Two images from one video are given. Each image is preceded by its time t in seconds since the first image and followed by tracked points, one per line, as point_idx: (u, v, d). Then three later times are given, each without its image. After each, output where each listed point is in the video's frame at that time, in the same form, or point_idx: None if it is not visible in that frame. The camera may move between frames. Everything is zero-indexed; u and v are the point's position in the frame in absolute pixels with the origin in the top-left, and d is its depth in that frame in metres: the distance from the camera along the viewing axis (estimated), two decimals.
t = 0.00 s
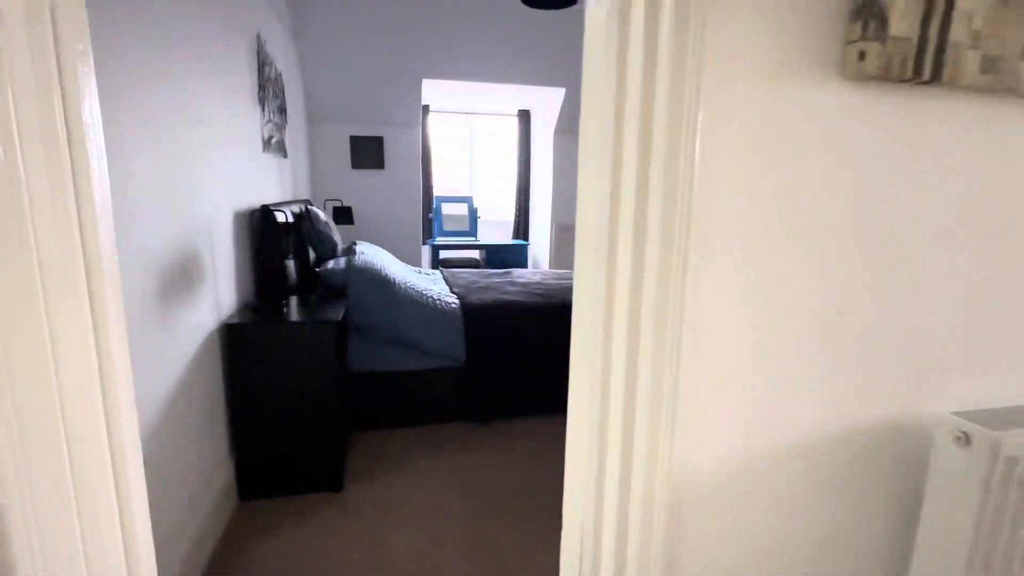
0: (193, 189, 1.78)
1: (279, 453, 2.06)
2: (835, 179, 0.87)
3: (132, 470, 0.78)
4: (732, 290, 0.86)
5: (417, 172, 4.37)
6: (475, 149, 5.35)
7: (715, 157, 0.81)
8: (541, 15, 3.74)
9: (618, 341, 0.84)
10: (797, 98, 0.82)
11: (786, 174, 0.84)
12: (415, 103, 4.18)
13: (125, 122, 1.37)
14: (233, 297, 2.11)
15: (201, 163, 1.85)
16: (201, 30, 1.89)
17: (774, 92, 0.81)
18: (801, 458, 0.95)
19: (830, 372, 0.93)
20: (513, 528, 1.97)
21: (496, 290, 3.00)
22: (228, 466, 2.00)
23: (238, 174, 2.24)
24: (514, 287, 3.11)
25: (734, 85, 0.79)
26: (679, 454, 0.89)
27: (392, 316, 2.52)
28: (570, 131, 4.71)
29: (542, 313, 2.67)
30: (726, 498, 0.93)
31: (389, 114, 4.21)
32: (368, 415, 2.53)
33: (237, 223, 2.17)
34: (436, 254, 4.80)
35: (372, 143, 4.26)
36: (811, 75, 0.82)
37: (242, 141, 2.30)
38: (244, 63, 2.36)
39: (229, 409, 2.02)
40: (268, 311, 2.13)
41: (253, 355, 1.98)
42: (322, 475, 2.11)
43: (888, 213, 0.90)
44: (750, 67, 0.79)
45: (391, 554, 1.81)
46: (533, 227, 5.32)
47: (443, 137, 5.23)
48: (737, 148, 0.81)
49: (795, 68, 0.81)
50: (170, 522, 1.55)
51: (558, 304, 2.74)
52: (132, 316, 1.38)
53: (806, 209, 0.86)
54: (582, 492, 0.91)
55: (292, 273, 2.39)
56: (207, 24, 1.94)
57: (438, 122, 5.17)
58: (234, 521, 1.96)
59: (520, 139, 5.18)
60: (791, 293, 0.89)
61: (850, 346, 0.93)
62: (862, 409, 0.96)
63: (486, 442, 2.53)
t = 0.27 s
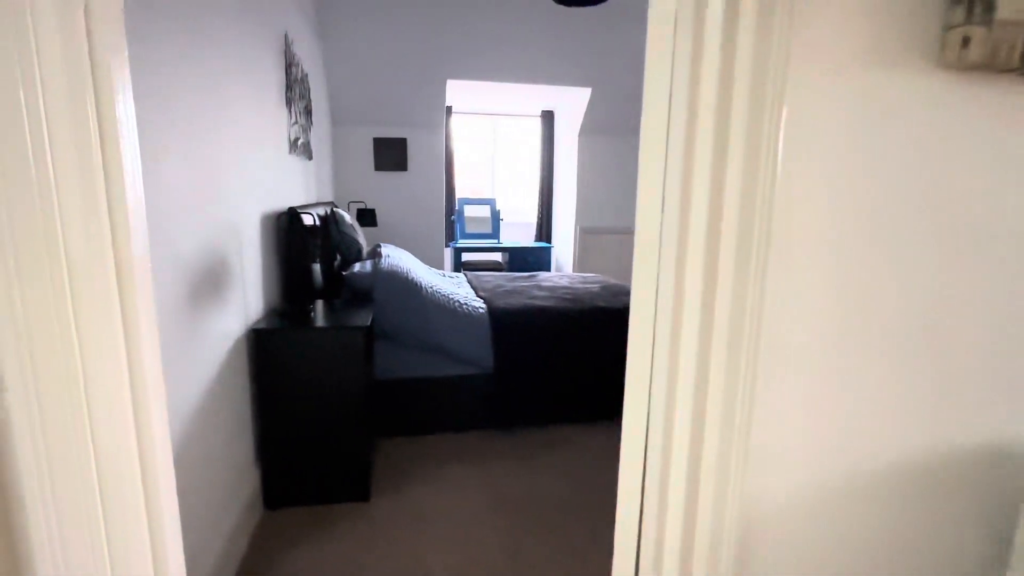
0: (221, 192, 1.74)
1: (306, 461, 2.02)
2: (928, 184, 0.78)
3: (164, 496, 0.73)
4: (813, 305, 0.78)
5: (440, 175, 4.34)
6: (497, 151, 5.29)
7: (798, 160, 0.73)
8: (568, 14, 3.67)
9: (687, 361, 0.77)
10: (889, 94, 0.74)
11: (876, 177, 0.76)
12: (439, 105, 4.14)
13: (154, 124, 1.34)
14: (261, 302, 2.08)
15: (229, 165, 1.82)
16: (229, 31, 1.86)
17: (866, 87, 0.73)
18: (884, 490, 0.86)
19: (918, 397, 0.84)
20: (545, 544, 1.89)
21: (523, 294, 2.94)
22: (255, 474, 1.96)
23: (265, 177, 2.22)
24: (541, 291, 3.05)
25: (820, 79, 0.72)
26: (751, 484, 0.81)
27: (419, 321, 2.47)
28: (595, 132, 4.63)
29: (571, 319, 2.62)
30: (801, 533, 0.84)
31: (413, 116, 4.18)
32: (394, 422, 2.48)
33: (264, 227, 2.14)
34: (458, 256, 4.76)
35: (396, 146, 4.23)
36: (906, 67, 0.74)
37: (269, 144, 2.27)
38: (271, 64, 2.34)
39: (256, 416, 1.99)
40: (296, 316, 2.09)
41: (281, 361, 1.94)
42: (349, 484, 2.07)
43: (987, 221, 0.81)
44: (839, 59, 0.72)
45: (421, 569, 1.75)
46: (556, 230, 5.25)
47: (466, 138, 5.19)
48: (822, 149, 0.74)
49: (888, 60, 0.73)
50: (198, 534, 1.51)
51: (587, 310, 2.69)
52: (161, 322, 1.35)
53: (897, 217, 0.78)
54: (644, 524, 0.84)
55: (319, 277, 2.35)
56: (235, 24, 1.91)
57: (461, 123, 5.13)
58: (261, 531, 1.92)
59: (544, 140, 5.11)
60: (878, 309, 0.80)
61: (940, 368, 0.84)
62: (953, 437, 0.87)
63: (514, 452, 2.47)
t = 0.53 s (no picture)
0: (237, 194, 1.69)
1: (321, 470, 1.96)
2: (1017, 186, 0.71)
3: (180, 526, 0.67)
4: (890, 320, 0.71)
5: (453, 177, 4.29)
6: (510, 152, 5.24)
7: (876, 161, 0.67)
8: (586, 13, 3.61)
9: (752, 380, 0.70)
10: (977, 89, 0.67)
11: (959, 180, 0.69)
12: (453, 106, 4.09)
13: (171, 123, 1.29)
14: (275, 306, 2.03)
15: (244, 166, 1.77)
16: (247, 29, 1.81)
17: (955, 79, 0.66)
18: (962, 521, 0.79)
19: (1000, 419, 0.77)
20: (569, 559, 1.83)
21: (540, 299, 2.88)
22: (269, 484, 1.91)
23: (280, 179, 2.17)
24: (558, 295, 2.99)
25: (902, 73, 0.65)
26: (818, 515, 0.74)
27: (436, 326, 2.41)
28: (611, 133, 4.55)
29: (590, 325, 2.56)
30: (871, 568, 0.77)
31: (426, 117, 4.13)
32: (410, 429, 2.42)
33: (279, 230, 2.09)
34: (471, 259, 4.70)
35: (408, 147, 4.18)
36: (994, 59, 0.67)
37: (284, 144, 2.23)
38: (286, 64, 2.29)
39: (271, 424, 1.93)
40: (311, 321, 2.04)
41: (297, 368, 1.88)
42: (365, 496, 2.01)
43: None
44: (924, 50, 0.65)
45: None
46: (569, 232, 5.18)
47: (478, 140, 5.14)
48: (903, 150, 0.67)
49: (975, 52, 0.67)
50: (212, 550, 1.45)
51: (607, 315, 2.63)
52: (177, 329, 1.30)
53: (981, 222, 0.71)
54: (696, 554, 0.78)
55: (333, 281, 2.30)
56: (253, 23, 1.87)
57: (473, 124, 5.08)
58: (275, 543, 1.86)
59: (557, 141, 5.05)
60: (959, 324, 0.73)
61: None
62: None
63: (532, 461, 2.40)
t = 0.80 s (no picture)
0: (243, 194, 1.63)
1: (331, 480, 1.90)
2: None
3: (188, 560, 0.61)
4: (971, 338, 0.63)
5: (461, 178, 4.24)
6: (517, 152, 5.18)
7: (964, 159, 0.59)
8: (595, 11, 3.53)
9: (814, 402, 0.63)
10: None
11: None
12: (460, 105, 4.03)
13: (174, 120, 1.23)
14: (282, 310, 1.96)
15: (250, 166, 1.71)
16: (251, 23, 1.74)
17: None
18: None
19: None
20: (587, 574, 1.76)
21: (552, 302, 2.82)
22: (277, 494, 1.85)
23: (286, 179, 2.11)
24: (570, 298, 2.93)
25: (995, 57, 0.57)
26: (882, 551, 0.67)
27: (445, 331, 2.35)
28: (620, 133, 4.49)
29: (604, 330, 2.51)
30: None
31: (433, 117, 4.07)
32: (420, 436, 2.36)
33: (285, 232, 2.02)
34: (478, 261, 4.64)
35: (415, 147, 4.13)
36: None
37: (291, 144, 2.17)
38: (292, 60, 2.23)
39: (277, 433, 1.88)
40: (320, 325, 1.98)
41: (306, 374, 1.83)
42: (375, 506, 1.95)
43: None
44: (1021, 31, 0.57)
45: None
46: (577, 233, 5.12)
47: (485, 140, 5.08)
48: (993, 145, 0.59)
49: None
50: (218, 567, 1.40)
51: (621, 319, 2.57)
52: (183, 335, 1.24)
53: None
54: None
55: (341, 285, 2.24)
56: (257, 17, 1.80)
57: (480, 124, 5.02)
58: (283, 555, 1.81)
59: (565, 141, 4.98)
60: None
61: None
62: None
63: (545, 469, 2.33)
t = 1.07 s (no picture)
0: (242, 193, 1.55)
1: (332, 491, 1.83)
2: None
3: None
4: None
5: (464, 178, 4.16)
6: (521, 152, 5.10)
7: None
8: (602, 8, 3.46)
9: (881, 431, 0.55)
10: None
11: None
12: (464, 104, 3.96)
13: (169, 113, 1.14)
14: (281, 315, 1.88)
15: (250, 163, 1.63)
16: (250, 14, 1.67)
17: None
18: None
19: None
20: None
21: (559, 305, 2.75)
22: (276, 506, 1.78)
23: (287, 178, 2.03)
24: (577, 301, 2.85)
25: None
26: None
27: (451, 335, 2.27)
28: (626, 133, 4.41)
29: (613, 334, 2.43)
30: None
31: (437, 116, 4.00)
32: (424, 445, 2.29)
33: (286, 233, 1.95)
34: (482, 262, 4.56)
35: (418, 147, 4.05)
36: None
37: (290, 141, 2.09)
38: (293, 55, 2.15)
39: (277, 443, 1.80)
40: (321, 330, 1.91)
41: (306, 382, 1.75)
42: (379, 519, 1.87)
43: None
44: None
45: None
46: (582, 234, 5.04)
47: (489, 139, 5.01)
48: None
49: None
50: None
51: (631, 323, 2.49)
52: (178, 344, 1.16)
53: None
54: None
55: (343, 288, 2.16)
56: (256, 9, 1.72)
57: (483, 123, 4.94)
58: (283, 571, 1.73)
59: (570, 141, 4.91)
60: None
61: None
62: None
63: (554, 478, 2.26)
